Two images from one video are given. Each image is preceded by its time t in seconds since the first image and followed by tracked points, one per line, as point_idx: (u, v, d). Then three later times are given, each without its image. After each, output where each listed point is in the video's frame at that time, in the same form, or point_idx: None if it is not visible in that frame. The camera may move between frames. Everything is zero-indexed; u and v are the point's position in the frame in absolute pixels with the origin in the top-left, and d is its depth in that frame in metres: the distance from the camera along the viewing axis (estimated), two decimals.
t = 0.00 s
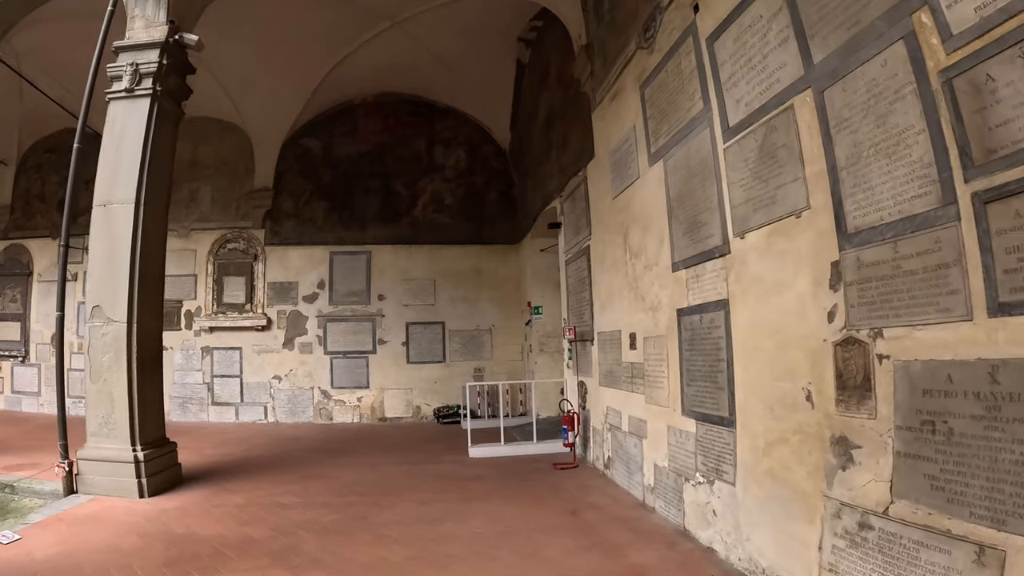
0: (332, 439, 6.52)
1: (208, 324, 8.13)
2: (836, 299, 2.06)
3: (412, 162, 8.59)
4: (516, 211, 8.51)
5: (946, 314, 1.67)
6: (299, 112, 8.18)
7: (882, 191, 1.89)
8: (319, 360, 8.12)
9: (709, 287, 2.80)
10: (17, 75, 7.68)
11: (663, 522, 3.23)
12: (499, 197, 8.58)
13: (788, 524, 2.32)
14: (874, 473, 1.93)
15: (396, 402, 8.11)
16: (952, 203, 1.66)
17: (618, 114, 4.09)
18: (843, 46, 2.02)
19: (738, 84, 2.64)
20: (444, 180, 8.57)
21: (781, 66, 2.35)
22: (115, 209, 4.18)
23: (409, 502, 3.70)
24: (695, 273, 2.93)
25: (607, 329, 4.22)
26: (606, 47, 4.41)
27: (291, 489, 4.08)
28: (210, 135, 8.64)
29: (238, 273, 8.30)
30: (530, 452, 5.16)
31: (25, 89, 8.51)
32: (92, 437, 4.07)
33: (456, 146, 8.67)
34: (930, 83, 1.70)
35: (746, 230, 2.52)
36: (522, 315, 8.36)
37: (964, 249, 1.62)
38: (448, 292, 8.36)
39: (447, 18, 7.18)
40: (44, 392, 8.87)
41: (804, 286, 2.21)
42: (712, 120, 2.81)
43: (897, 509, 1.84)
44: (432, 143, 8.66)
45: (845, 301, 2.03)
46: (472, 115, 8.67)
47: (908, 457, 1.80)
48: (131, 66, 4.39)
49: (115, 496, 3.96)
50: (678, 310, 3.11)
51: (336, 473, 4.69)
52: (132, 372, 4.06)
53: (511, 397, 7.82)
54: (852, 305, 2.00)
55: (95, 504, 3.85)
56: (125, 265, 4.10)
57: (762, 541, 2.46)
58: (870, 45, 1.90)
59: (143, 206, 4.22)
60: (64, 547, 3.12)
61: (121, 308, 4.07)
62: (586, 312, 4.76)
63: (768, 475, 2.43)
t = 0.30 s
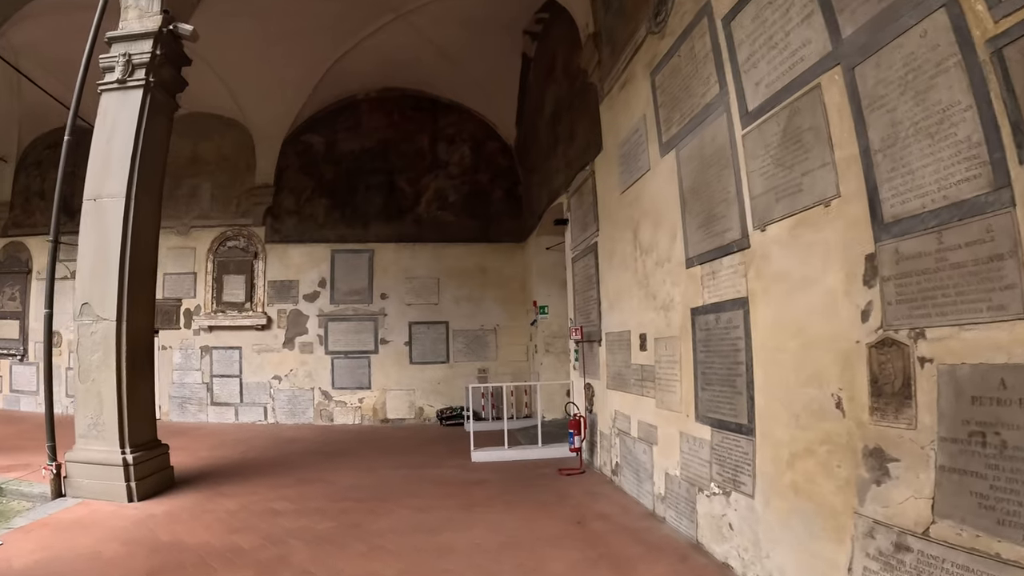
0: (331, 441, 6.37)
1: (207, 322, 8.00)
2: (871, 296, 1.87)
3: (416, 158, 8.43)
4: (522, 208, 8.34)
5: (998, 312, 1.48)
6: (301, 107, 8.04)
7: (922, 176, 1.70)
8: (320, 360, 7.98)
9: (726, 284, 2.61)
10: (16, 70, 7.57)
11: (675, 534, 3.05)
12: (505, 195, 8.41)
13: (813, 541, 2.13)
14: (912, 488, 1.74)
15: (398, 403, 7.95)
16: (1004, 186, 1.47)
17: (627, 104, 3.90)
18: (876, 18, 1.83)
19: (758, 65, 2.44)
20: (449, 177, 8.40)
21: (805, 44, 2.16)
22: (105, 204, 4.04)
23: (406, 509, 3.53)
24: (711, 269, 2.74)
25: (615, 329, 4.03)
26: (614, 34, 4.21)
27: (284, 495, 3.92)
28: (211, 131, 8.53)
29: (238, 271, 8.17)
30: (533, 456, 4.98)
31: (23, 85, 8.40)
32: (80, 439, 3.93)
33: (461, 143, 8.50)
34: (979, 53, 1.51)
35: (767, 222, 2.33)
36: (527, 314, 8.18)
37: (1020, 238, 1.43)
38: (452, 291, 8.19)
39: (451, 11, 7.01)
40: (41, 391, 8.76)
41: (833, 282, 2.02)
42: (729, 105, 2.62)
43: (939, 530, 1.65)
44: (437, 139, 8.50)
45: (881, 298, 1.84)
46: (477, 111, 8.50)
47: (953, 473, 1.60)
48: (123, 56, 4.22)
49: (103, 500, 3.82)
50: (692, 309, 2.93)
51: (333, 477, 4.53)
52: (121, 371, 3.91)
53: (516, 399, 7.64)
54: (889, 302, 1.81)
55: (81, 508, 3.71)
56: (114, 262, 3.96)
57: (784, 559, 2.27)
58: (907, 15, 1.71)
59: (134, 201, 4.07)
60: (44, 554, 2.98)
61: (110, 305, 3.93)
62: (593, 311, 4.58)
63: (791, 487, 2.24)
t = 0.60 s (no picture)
0: (334, 441, 6.25)
1: (210, 321, 7.92)
2: (913, 289, 1.72)
3: (423, 155, 8.31)
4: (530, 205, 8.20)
5: None
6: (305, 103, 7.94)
7: (969, 158, 1.55)
8: (324, 359, 7.87)
9: (750, 279, 2.47)
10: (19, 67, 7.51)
11: (691, 542, 2.90)
12: (512, 191, 8.27)
13: (846, 553, 1.98)
14: (959, 499, 1.59)
15: (403, 404, 7.83)
16: None
17: (639, 94, 3.76)
18: None
19: (783, 46, 2.29)
20: (455, 173, 8.27)
21: (835, 22, 2.01)
22: (102, 198, 3.94)
23: (410, 515, 3.40)
24: (733, 263, 2.60)
25: (628, 328, 3.89)
26: (626, 22, 4.06)
27: (285, 498, 3.80)
28: (215, 128, 8.44)
29: (242, 269, 8.07)
30: (542, 459, 4.83)
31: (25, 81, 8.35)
32: (76, 439, 3.83)
33: (468, 139, 8.38)
34: None
35: (796, 212, 2.19)
36: (535, 313, 8.04)
37: None
38: (458, 289, 8.06)
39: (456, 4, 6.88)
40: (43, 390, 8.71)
41: (870, 275, 1.87)
42: (752, 89, 2.47)
43: (989, 545, 1.50)
44: (443, 135, 8.37)
45: (925, 291, 1.69)
46: (484, 106, 8.37)
47: (1005, 483, 1.45)
48: (122, 47, 4.11)
49: (99, 503, 3.72)
50: (711, 306, 2.79)
51: (335, 479, 4.41)
52: (117, 370, 3.81)
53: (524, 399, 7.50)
54: (933, 296, 1.66)
55: (76, 510, 3.62)
56: (111, 257, 3.86)
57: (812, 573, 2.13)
58: None
59: (131, 195, 3.97)
60: (32, 559, 2.87)
61: (106, 302, 3.83)
62: (604, 309, 4.43)
63: (821, 496, 2.10)
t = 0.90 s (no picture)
0: (334, 445, 6.10)
1: (208, 322, 7.77)
2: (961, 282, 1.56)
3: (424, 152, 8.15)
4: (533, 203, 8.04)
5: None
6: (304, 99, 7.79)
7: None
8: (324, 360, 7.72)
9: (773, 274, 2.32)
10: (14, 64, 7.38)
11: (707, 554, 2.74)
12: (515, 189, 8.12)
13: (882, 571, 1.82)
14: (1015, 514, 1.42)
15: (405, 406, 7.67)
16: None
17: (649, 83, 3.60)
18: None
19: (807, 23, 2.12)
20: (458, 171, 8.12)
21: None
22: (90, 193, 3.80)
23: (410, 524, 3.24)
24: (754, 258, 2.44)
25: (639, 327, 3.73)
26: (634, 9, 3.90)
27: (280, 506, 3.65)
28: (213, 126, 8.31)
29: (240, 268, 7.93)
30: (548, 464, 4.67)
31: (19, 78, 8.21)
32: (64, 444, 3.69)
33: (470, 135, 8.22)
34: None
35: (825, 201, 2.03)
36: (540, 313, 7.88)
37: None
38: (461, 289, 7.91)
39: None
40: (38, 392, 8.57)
41: (911, 267, 1.71)
42: (774, 71, 2.31)
43: None
44: (445, 132, 8.21)
45: (974, 284, 1.52)
46: (486, 102, 8.21)
47: None
48: (112, 38, 3.97)
49: (87, 510, 3.58)
50: (730, 303, 2.63)
51: (334, 485, 4.25)
52: (105, 372, 3.66)
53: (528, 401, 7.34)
54: (984, 288, 1.49)
55: (62, 519, 3.47)
56: (99, 255, 3.71)
57: None
58: None
59: (121, 191, 3.82)
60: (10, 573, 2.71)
61: (94, 302, 3.68)
62: (612, 309, 4.27)
63: (854, 507, 1.94)
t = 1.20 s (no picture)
0: (337, 450, 5.98)
1: (209, 324, 7.67)
2: (1011, 284, 1.41)
3: (428, 151, 8.04)
4: (540, 203, 7.91)
5: None
6: (306, 98, 7.69)
7: None
8: (327, 364, 7.61)
9: (799, 276, 2.18)
10: (13, 65, 7.30)
11: (725, 571, 2.60)
12: (521, 189, 7.99)
13: None
14: None
15: (409, 410, 7.55)
16: None
17: (662, 77, 3.46)
18: None
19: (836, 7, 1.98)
20: (462, 171, 8.00)
21: None
22: (83, 194, 3.70)
23: (411, 537, 3.11)
24: (779, 258, 2.30)
25: (651, 331, 3.59)
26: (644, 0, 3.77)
27: (278, 517, 3.53)
28: (214, 126, 8.22)
29: (241, 270, 7.84)
30: (556, 471, 4.53)
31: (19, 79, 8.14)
32: (57, 452, 3.59)
33: (475, 134, 8.10)
34: None
35: (858, 197, 1.89)
36: (547, 315, 7.75)
37: None
38: (466, 290, 7.78)
39: None
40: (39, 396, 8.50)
41: (954, 268, 1.56)
42: (799, 60, 2.17)
43: None
44: (450, 131, 8.10)
45: None
46: (491, 101, 8.09)
47: None
48: (107, 34, 3.87)
49: (79, 520, 3.47)
50: (751, 307, 2.49)
51: (335, 494, 4.13)
52: (98, 378, 3.56)
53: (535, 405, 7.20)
54: None
55: (54, 529, 3.36)
56: (92, 257, 3.61)
57: None
58: None
59: (115, 192, 3.72)
60: None
61: (87, 306, 3.58)
62: (623, 312, 4.13)
63: (889, 528, 1.79)
